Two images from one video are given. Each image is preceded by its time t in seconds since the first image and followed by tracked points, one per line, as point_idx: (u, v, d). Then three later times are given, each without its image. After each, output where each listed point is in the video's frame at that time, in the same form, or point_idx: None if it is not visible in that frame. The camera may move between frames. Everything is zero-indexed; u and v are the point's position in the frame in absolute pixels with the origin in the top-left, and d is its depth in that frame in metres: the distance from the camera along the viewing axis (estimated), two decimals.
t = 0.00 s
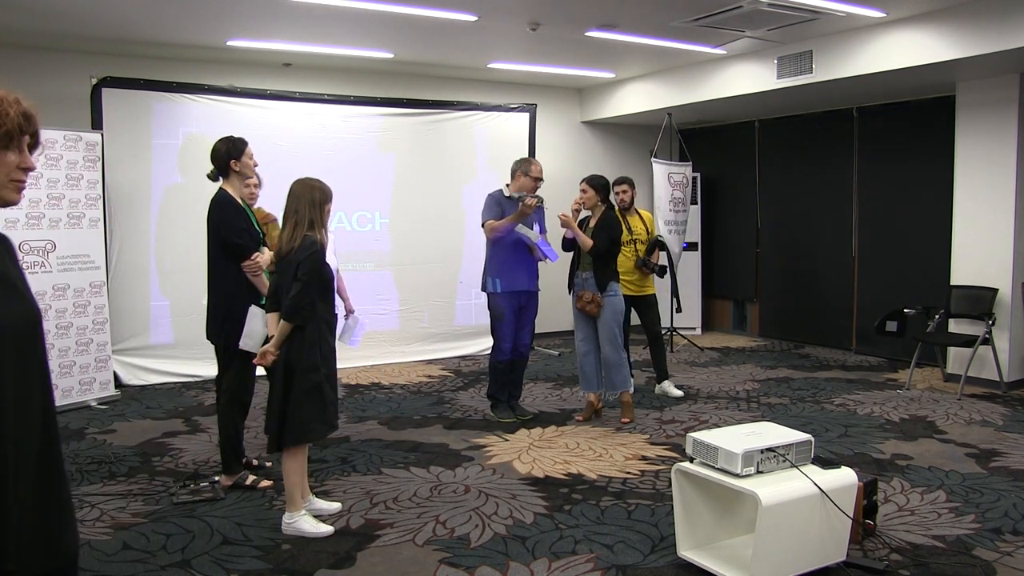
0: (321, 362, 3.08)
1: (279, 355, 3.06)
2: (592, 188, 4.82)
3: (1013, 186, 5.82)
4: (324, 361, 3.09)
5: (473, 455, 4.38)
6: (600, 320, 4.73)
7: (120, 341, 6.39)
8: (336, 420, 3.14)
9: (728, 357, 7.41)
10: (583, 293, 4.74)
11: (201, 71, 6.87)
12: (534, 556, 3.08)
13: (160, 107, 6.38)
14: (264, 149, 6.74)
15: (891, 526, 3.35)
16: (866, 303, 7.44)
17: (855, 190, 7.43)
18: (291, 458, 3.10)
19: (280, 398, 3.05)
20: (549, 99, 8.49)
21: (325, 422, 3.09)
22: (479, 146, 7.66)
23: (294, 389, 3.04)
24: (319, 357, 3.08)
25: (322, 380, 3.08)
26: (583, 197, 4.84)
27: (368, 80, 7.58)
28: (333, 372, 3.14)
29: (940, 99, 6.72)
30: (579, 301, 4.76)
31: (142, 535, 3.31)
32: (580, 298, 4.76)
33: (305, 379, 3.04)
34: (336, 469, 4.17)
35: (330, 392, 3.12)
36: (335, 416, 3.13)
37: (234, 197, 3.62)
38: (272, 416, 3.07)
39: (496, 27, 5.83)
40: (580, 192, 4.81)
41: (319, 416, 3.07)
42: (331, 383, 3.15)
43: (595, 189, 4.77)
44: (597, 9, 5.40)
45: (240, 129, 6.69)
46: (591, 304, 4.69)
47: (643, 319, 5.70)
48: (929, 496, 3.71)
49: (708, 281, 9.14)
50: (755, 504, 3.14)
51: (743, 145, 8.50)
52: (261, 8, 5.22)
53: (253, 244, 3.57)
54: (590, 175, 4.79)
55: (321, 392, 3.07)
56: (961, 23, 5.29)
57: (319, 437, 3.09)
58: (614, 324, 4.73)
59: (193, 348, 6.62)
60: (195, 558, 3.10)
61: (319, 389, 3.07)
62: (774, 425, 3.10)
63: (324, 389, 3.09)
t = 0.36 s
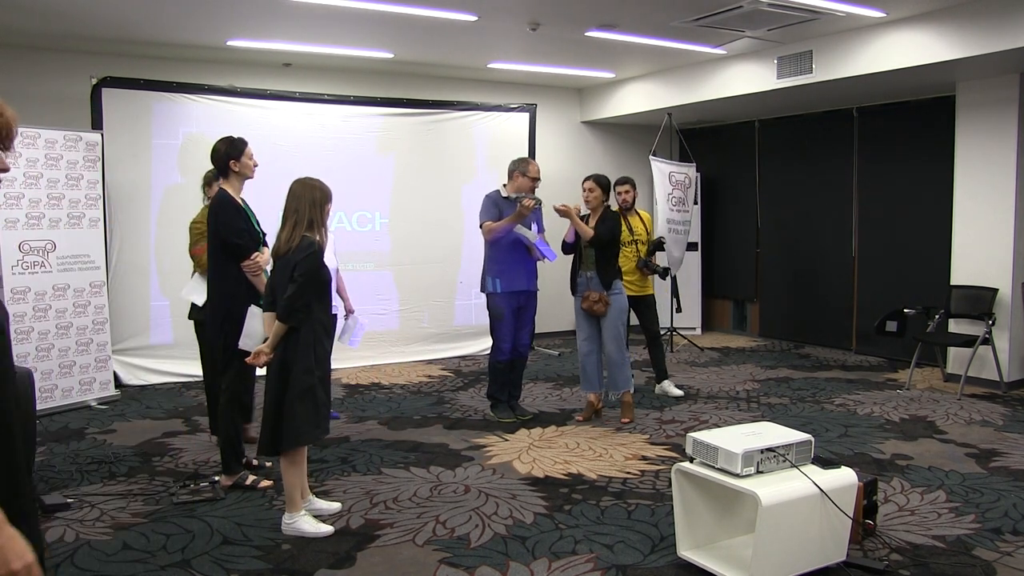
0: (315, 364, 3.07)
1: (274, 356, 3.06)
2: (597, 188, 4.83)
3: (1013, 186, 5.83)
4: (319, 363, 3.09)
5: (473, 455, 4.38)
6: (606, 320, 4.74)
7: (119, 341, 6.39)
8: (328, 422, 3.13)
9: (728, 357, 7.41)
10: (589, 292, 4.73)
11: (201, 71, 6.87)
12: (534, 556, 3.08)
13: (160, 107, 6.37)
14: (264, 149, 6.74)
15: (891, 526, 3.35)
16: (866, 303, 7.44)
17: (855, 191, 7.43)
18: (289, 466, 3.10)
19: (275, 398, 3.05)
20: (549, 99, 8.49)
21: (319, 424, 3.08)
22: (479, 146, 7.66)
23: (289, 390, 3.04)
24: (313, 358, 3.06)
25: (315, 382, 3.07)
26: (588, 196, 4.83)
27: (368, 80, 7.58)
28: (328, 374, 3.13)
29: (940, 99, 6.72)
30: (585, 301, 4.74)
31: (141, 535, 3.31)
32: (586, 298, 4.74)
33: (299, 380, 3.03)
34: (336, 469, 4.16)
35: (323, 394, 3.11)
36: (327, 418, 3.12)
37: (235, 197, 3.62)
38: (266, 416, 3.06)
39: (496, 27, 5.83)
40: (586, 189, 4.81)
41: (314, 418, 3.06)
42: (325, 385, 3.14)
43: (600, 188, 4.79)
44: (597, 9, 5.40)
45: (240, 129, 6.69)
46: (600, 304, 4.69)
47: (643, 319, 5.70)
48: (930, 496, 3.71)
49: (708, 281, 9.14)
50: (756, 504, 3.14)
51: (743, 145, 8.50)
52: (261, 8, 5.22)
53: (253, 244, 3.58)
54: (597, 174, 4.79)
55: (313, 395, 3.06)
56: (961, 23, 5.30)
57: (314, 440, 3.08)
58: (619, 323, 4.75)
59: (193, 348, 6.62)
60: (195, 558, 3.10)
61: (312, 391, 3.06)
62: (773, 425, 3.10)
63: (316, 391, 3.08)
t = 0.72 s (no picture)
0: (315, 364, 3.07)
1: (274, 356, 3.06)
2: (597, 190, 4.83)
3: (1013, 186, 5.83)
4: (319, 363, 3.09)
5: (473, 455, 4.38)
6: (620, 320, 4.73)
7: (119, 341, 6.39)
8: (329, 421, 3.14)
9: (728, 357, 7.41)
10: (606, 292, 4.70)
11: (202, 71, 6.88)
12: (534, 556, 3.08)
13: (160, 107, 6.38)
14: (264, 149, 6.74)
15: (891, 526, 3.35)
16: (866, 303, 7.44)
17: (855, 190, 7.43)
18: (289, 467, 3.10)
19: (275, 399, 3.04)
20: (549, 99, 8.50)
21: (319, 424, 3.08)
22: (478, 146, 7.66)
23: (291, 390, 3.04)
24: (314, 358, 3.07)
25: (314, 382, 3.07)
26: (589, 199, 4.84)
27: (368, 80, 7.58)
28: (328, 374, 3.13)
29: (940, 99, 6.73)
30: (602, 302, 4.70)
31: (141, 535, 3.31)
32: (602, 299, 4.70)
33: (301, 380, 3.03)
34: (336, 469, 4.16)
35: (323, 394, 3.11)
36: (327, 418, 3.13)
37: (234, 197, 3.62)
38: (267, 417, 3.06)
39: (496, 27, 5.83)
40: (586, 194, 4.81)
41: (315, 419, 3.06)
42: (325, 385, 3.14)
43: (601, 190, 4.79)
44: (597, 9, 5.40)
45: (240, 129, 6.68)
46: (618, 304, 4.68)
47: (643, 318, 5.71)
48: (929, 496, 3.71)
49: (709, 281, 9.14)
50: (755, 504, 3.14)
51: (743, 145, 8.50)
52: (261, 8, 5.22)
53: (252, 244, 3.58)
54: (594, 176, 4.78)
55: (313, 394, 3.06)
56: (961, 23, 5.30)
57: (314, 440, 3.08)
58: (631, 322, 4.76)
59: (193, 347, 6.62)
60: (195, 558, 3.10)
61: (313, 391, 3.06)
62: (773, 425, 3.10)
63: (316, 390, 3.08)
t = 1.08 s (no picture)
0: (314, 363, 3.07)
1: (274, 356, 3.07)
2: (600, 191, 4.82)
3: (1013, 186, 5.83)
4: (320, 362, 3.09)
5: (473, 455, 4.38)
6: (620, 319, 4.76)
7: (119, 341, 6.39)
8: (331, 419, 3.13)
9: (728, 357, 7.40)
10: (604, 292, 4.71)
11: (202, 71, 6.88)
12: (534, 556, 3.08)
13: (160, 107, 6.37)
14: (263, 149, 6.74)
15: (891, 526, 3.35)
16: (866, 303, 7.44)
17: (855, 190, 7.43)
18: (290, 467, 3.10)
19: (276, 398, 3.05)
20: (549, 99, 8.50)
21: (320, 423, 3.08)
22: (478, 146, 7.66)
23: (291, 389, 3.04)
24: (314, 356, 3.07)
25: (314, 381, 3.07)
26: (593, 200, 4.84)
27: (368, 80, 7.58)
28: (329, 373, 3.13)
29: (939, 99, 6.73)
30: (601, 301, 4.71)
31: (141, 535, 3.31)
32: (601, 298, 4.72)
33: (300, 379, 3.04)
34: (336, 469, 4.16)
35: (324, 392, 3.11)
36: (329, 417, 3.12)
37: (233, 197, 3.62)
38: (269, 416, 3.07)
39: (496, 27, 5.83)
40: (588, 195, 4.81)
41: (315, 418, 3.06)
42: (327, 384, 3.14)
43: (604, 192, 4.78)
44: (597, 9, 5.40)
45: (240, 129, 6.68)
46: (615, 304, 4.69)
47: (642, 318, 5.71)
48: (929, 496, 3.71)
49: (709, 281, 9.14)
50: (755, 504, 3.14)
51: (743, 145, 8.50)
52: (262, 8, 5.22)
53: (252, 244, 3.57)
54: (598, 178, 4.77)
55: (313, 393, 3.06)
56: (961, 23, 5.30)
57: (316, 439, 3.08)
58: (632, 322, 4.77)
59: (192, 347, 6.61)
60: (195, 558, 3.09)
61: (313, 389, 3.06)
62: (773, 425, 3.10)
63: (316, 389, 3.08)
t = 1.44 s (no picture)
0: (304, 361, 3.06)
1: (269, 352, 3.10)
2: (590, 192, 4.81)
3: (1013, 186, 5.83)
4: (309, 361, 3.07)
5: (473, 455, 4.38)
6: (613, 320, 4.74)
7: (119, 341, 6.39)
8: (322, 420, 3.10)
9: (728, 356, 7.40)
10: (597, 294, 4.72)
11: (202, 71, 6.88)
12: (534, 556, 3.08)
13: (160, 107, 6.37)
14: (263, 149, 6.74)
15: (890, 526, 3.35)
16: (866, 303, 7.44)
17: (856, 190, 7.43)
18: (294, 466, 3.10)
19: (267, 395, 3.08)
20: (549, 99, 8.50)
21: (308, 422, 3.05)
22: (478, 146, 7.66)
23: (280, 386, 3.05)
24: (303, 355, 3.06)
25: (302, 379, 3.05)
26: (582, 202, 4.82)
27: (368, 81, 7.58)
28: (321, 372, 3.10)
29: (939, 99, 6.73)
30: (595, 303, 4.72)
31: (141, 535, 3.31)
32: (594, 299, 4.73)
33: (287, 376, 3.04)
34: (335, 469, 4.16)
35: (314, 391, 3.08)
36: (320, 416, 3.09)
37: (232, 197, 3.62)
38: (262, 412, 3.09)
39: (496, 27, 5.83)
40: (579, 197, 4.81)
41: (301, 415, 3.04)
42: (320, 384, 3.10)
43: (593, 193, 4.77)
44: (597, 9, 5.40)
45: (240, 129, 6.68)
46: (609, 304, 4.69)
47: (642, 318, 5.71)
48: (930, 496, 3.71)
49: (709, 281, 9.13)
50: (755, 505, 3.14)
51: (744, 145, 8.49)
52: (263, 9, 5.23)
53: (252, 245, 3.57)
54: (588, 180, 4.76)
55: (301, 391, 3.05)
56: (960, 23, 5.30)
57: (303, 437, 3.05)
58: (627, 322, 4.76)
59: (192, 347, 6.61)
60: (195, 558, 3.09)
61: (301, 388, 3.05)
62: (772, 425, 3.10)
63: (305, 387, 3.06)
